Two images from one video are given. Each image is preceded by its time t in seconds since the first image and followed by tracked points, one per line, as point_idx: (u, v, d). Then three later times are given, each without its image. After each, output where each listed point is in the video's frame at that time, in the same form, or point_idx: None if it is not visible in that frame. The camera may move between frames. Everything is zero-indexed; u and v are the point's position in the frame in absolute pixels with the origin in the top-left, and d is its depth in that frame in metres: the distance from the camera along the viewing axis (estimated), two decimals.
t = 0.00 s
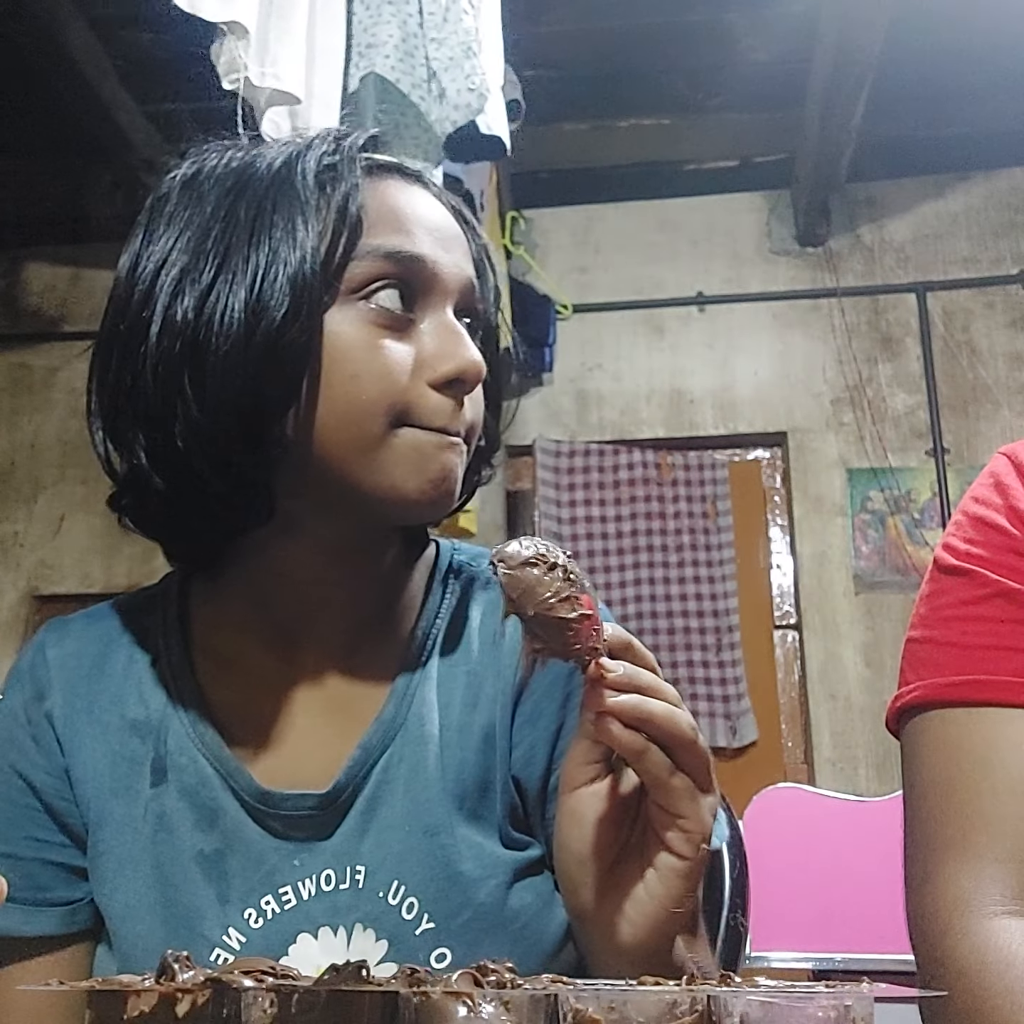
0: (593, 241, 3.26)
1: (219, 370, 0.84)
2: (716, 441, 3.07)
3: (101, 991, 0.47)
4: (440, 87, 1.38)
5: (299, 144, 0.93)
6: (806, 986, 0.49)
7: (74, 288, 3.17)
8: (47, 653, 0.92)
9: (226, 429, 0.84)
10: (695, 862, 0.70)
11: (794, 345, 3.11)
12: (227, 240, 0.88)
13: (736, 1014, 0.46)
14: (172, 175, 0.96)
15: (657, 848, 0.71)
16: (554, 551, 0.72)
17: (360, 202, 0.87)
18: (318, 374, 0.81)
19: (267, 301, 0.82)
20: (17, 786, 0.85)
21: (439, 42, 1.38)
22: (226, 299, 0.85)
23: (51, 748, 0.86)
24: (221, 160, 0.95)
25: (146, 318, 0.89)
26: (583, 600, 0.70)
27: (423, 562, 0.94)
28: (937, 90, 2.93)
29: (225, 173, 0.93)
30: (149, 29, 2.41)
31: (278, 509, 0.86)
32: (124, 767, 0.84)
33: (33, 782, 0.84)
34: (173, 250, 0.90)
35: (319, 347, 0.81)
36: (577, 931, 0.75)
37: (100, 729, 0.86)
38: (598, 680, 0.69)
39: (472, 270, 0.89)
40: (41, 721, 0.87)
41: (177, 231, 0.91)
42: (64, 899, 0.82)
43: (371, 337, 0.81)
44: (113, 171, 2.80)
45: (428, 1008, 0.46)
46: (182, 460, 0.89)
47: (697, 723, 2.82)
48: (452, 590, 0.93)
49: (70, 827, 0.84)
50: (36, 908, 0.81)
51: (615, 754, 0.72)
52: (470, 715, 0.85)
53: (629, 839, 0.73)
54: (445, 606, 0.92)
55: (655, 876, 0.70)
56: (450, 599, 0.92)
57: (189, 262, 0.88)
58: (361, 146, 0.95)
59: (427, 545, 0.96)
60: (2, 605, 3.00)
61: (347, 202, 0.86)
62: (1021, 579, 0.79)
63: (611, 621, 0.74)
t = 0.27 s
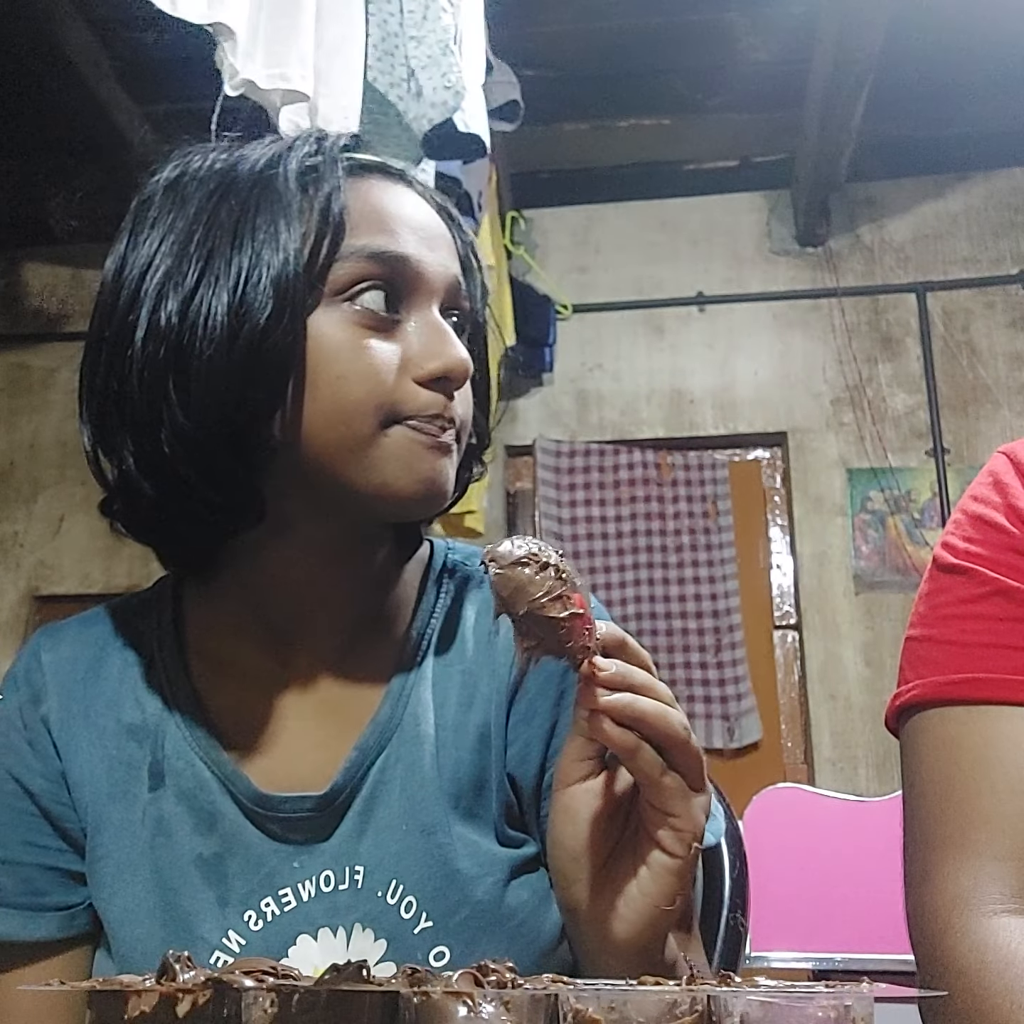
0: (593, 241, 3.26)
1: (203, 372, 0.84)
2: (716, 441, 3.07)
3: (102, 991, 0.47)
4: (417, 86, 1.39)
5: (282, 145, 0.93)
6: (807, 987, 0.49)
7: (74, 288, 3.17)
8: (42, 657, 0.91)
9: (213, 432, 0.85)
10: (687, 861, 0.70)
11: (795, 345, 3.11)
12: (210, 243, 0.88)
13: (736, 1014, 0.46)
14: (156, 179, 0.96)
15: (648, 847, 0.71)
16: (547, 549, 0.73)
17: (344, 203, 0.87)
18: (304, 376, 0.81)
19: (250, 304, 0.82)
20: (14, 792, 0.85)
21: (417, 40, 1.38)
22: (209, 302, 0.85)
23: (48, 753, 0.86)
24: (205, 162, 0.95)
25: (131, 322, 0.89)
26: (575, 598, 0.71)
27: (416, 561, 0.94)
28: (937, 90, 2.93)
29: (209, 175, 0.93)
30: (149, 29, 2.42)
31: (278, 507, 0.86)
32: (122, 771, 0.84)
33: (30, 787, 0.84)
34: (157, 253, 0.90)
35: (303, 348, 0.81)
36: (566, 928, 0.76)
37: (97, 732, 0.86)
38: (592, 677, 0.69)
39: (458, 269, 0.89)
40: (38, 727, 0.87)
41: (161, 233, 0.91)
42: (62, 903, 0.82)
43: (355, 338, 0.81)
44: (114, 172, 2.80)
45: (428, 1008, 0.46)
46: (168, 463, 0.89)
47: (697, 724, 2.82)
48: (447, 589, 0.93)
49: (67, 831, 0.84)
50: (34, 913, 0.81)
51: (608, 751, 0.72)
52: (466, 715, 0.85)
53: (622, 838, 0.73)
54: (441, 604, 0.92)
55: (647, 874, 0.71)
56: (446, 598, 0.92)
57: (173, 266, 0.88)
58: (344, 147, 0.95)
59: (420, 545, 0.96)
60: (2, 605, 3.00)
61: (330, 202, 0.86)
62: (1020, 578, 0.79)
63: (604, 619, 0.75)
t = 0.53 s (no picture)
0: (593, 241, 3.26)
1: (195, 374, 0.84)
2: (716, 441, 3.07)
3: (102, 991, 0.47)
4: (407, 89, 1.38)
5: (273, 145, 0.93)
6: (806, 987, 0.49)
7: (74, 287, 3.17)
8: (38, 660, 0.91)
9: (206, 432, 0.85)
10: (679, 859, 0.70)
11: (795, 345, 3.10)
12: (201, 244, 0.88)
13: (736, 1014, 0.46)
14: (148, 180, 0.96)
15: (642, 844, 0.71)
16: (534, 547, 0.75)
17: (334, 203, 0.87)
18: (296, 378, 0.81)
19: (240, 305, 0.82)
20: (10, 794, 0.84)
21: (409, 43, 1.38)
22: (200, 303, 0.85)
23: (44, 756, 0.86)
24: (198, 162, 0.94)
25: (122, 324, 0.89)
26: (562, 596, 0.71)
27: (413, 560, 0.94)
28: (937, 90, 2.93)
29: (200, 176, 0.92)
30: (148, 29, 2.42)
31: (276, 508, 0.86)
32: (119, 772, 0.84)
33: (27, 789, 0.84)
34: (148, 254, 0.90)
35: (295, 348, 0.81)
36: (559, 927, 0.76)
37: (94, 733, 0.85)
38: (583, 675, 0.69)
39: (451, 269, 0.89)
40: (35, 730, 0.87)
41: (153, 234, 0.91)
42: (59, 905, 0.82)
43: (348, 339, 0.81)
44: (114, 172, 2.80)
45: (429, 1008, 0.46)
46: (160, 464, 0.89)
47: (697, 724, 2.82)
48: (445, 589, 0.93)
49: (64, 833, 0.84)
50: (30, 914, 0.81)
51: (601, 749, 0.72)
52: (463, 714, 0.84)
53: (614, 836, 0.73)
54: (438, 603, 0.91)
55: (639, 872, 0.70)
56: (443, 597, 0.92)
57: (163, 267, 0.88)
58: (336, 146, 0.95)
59: (417, 545, 0.96)
60: (2, 605, 3.00)
61: (321, 201, 0.86)
62: (1020, 578, 0.79)
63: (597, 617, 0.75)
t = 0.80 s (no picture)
0: (593, 242, 3.26)
1: (186, 374, 0.85)
2: (716, 441, 3.07)
3: (102, 991, 0.47)
4: (416, 91, 1.38)
5: (266, 146, 0.93)
6: (807, 987, 0.49)
7: (74, 287, 3.17)
8: (38, 660, 0.91)
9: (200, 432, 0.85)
10: (671, 857, 0.70)
11: (795, 345, 3.11)
12: (192, 244, 0.88)
13: (736, 1014, 0.46)
14: (144, 181, 0.96)
15: (633, 841, 0.70)
16: (521, 543, 0.74)
17: (325, 202, 0.87)
18: (285, 374, 0.81)
19: (231, 305, 0.83)
20: (10, 795, 0.84)
21: (416, 46, 1.38)
22: (191, 303, 0.85)
23: (44, 756, 0.86)
24: (192, 163, 0.95)
25: (114, 324, 0.89)
26: (546, 593, 0.71)
27: (412, 561, 0.94)
28: (938, 91, 2.94)
29: (193, 177, 0.93)
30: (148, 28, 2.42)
31: (277, 506, 0.86)
32: (119, 772, 0.84)
33: (27, 790, 0.84)
34: (141, 254, 0.90)
35: (283, 346, 0.81)
36: (554, 932, 0.75)
37: (94, 733, 0.85)
38: (572, 671, 0.70)
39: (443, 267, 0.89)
40: (34, 731, 0.87)
41: (146, 234, 0.91)
42: (60, 905, 0.82)
43: (338, 336, 0.81)
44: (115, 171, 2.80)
45: (429, 1008, 0.46)
46: (152, 462, 0.89)
47: (697, 724, 2.82)
48: (444, 588, 0.93)
49: (65, 834, 0.84)
50: (30, 915, 0.81)
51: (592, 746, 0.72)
52: (462, 713, 0.85)
53: (607, 832, 0.73)
54: (439, 603, 0.92)
55: (629, 870, 0.70)
56: (443, 597, 0.92)
57: (155, 267, 0.88)
58: (328, 146, 0.95)
59: (416, 545, 0.96)
60: (3, 605, 3.00)
61: (312, 202, 0.86)
62: (1020, 578, 0.80)
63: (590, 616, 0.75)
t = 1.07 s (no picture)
0: (593, 241, 3.26)
1: (175, 373, 0.85)
2: (716, 441, 3.07)
3: (102, 991, 0.47)
4: (432, 87, 1.38)
5: (260, 146, 0.93)
6: (807, 986, 0.49)
7: (75, 287, 3.17)
8: (34, 662, 0.91)
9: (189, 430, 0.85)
10: (662, 857, 0.69)
11: (795, 345, 3.10)
12: (183, 243, 0.88)
13: (736, 1014, 0.46)
14: (142, 180, 0.96)
15: (626, 841, 0.70)
16: (506, 540, 0.76)
17: (316, 202, 0.86)
18: (273, 373, 0.81)
19: (219, 304, 0.83)
20: (7, 798, 0.84)
21: (431, 42, 1.36)
22: (180, 301, 0.85)
23: (41, 758, 0.86)
24: (189, 163, 0.95)
25: (106, 322, 0.90)
26: (533, 592, 0.72)
27: (408, 560, 0.94)
28: (939, 91, 2.93)
29: (188, 177, 0.93)
30: (148, 27, 2.42)
31: (272, 506, 0.86)
32: (117, 773, 0.84)
33: (23, 792, 0.84)
34: (132, 251, 0.90)
35: (271, 344, 0.82)
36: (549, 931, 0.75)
37: (90, 734, 0.85)
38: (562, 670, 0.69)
39: (437, 264, 0.89)
40: (31, 732, 0.87)
41: (139, 232, 0.91)
42: (57, 907, 0.82)
43: (327, 336, 0.80)
44: (116, 171, 2.80)
45: (429, 1008, 0.46)
46: (142, 460, 0.90)
47: (697, 724, 2.82)
48: (441, 587, 0.93)
49: (62, 835, 0.84)
50: (27, 918, 0.81)
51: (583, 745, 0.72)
52: (459, 712, 0.84)
53: (600, 831, 0.73)
54: (435, 602, 0.92)
55: (621, 869, 0.70)
56: (440, 596, 0.92)
57: (147, 266, 0.89)
58: (324, 146, 0.94)
59: (414, 544, 0.96)
60: (2, 605, 3.00)
61: (303, 201, 0.86)
62: (1021, 579, 0.79)
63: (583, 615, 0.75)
